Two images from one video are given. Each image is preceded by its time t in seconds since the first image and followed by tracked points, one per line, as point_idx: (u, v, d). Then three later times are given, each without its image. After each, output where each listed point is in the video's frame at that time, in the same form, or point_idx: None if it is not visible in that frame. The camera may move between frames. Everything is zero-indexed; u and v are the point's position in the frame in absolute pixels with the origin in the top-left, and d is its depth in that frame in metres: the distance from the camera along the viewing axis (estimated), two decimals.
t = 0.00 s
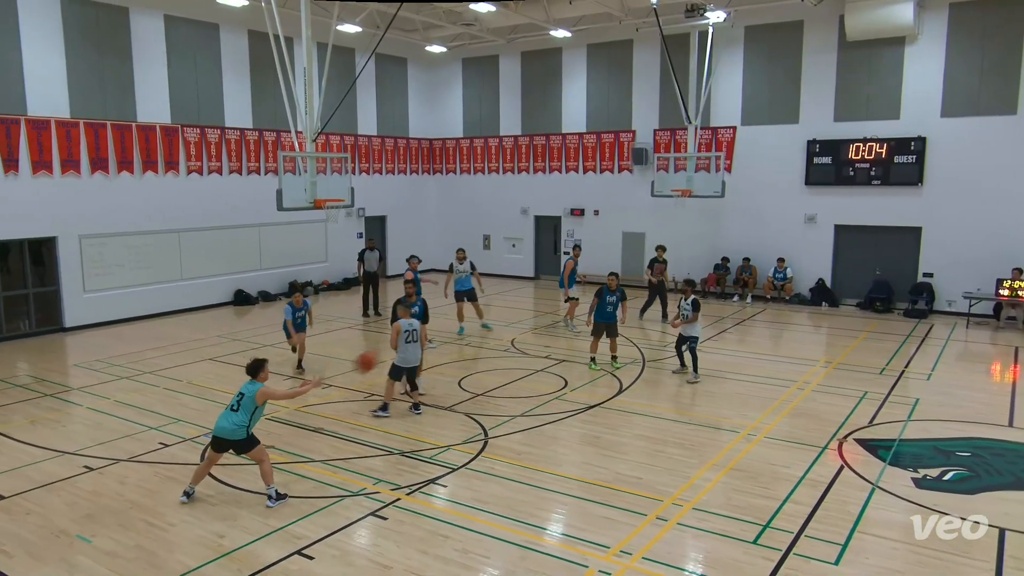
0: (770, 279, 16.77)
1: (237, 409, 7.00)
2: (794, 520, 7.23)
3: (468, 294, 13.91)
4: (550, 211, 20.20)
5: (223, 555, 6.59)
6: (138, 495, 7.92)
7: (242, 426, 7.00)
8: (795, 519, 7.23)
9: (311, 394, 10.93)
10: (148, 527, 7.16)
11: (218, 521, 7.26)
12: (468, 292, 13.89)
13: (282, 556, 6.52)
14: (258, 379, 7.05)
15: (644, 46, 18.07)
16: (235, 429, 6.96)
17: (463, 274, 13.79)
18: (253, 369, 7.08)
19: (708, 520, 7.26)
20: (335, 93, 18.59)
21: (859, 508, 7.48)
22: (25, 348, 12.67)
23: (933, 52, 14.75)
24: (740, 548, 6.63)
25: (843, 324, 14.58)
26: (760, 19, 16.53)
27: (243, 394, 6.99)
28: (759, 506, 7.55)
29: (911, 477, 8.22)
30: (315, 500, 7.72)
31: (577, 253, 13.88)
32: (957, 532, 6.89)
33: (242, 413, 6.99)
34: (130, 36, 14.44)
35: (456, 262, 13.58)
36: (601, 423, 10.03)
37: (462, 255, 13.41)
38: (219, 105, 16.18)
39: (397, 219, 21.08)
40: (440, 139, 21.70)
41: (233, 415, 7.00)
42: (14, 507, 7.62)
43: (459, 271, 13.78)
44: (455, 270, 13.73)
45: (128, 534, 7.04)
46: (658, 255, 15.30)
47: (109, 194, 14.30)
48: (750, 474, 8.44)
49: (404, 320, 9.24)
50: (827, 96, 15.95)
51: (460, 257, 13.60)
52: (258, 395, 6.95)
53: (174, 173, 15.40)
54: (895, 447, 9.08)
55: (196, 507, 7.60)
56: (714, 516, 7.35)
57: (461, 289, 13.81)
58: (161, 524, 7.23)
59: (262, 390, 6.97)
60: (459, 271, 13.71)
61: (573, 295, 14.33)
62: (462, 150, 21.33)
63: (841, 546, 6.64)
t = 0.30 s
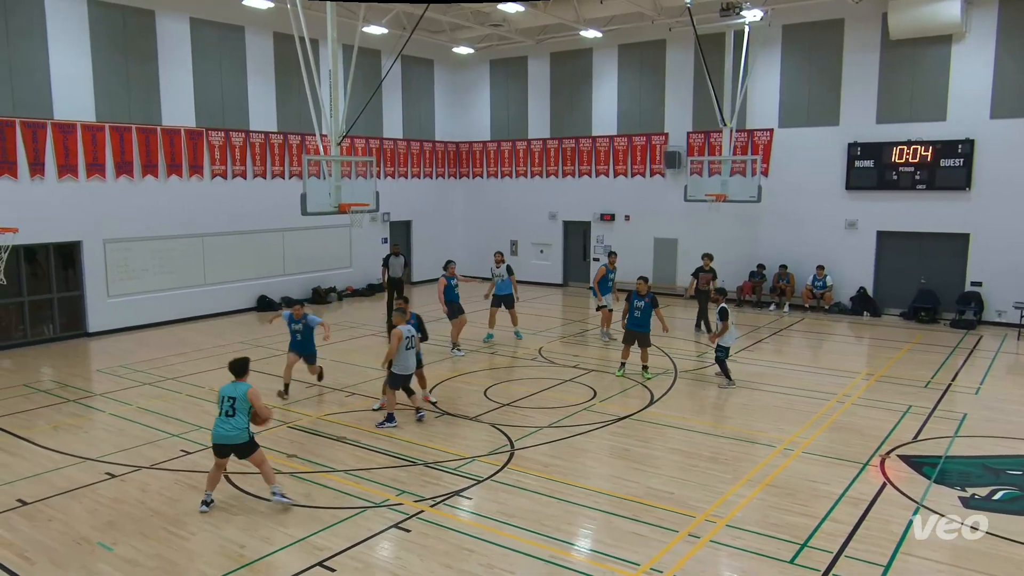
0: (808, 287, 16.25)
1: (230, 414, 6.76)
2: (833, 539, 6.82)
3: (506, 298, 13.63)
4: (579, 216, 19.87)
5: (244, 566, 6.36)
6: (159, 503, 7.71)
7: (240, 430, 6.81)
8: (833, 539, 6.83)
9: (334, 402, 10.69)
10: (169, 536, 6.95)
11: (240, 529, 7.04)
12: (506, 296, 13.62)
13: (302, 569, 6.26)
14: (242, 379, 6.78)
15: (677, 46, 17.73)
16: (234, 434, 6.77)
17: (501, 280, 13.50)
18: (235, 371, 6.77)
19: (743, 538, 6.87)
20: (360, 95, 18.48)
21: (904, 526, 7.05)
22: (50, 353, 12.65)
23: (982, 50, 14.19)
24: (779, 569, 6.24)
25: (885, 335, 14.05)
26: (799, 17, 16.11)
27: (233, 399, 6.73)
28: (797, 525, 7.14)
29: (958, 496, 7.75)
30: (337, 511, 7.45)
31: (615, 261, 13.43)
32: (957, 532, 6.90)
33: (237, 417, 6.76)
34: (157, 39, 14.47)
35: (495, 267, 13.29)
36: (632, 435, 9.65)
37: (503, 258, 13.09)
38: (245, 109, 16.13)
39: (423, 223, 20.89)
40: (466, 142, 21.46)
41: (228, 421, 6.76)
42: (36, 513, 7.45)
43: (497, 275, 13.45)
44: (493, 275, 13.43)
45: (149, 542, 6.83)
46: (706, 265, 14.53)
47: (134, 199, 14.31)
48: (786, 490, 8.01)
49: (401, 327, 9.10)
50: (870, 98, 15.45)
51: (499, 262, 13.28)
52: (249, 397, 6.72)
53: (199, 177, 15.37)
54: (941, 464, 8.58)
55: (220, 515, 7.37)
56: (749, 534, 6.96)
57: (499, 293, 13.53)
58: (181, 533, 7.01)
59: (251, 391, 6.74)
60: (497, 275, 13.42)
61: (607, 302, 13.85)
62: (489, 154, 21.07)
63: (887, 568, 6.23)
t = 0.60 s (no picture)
0: (846, 295, 15.77)
1: (243, 421, 6.58)
2: (873, 560, 6.44)
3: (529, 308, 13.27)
4: (607, 221, 19.54)
5: None
6: (179, 511, 7.48)
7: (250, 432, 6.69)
8: (873, 559, 6.45)
9: (356, 411, 10.46)
10: (188, 545, 6.73)
11: (261, 539, 6.80)
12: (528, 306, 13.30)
13: None
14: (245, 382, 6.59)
15: (710, 47, 17.42)
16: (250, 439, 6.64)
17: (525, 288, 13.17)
18: (237, 375, 6.54)
19: (778, 556, 6.51)
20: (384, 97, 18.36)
21: (947, 547, 6.65)
22: (71, 359, 12.60)
23: None
24: None
25: (927, 345, 13.54)
26: (837, 16, 15.71)
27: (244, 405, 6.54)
28: (834, 543, 6.76)
29: (1004, 515, 7.31)
30: (358, 522, 7.18)
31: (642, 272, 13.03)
32: (956, 531, 6.95)
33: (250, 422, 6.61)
34: (180, 42, 14.44)
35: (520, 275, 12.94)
36: (662, 448, 9.28)
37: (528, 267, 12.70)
38: (268, 112, 16.05)
39: (447, 227, 20.67)
40: (492, 145, 21.23)
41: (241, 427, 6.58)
42: (56, 521, 7.25)
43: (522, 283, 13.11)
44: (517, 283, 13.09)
45: (168, 551, 6.61)
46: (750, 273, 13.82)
47: (156, 203, 14.26)
48: (823, 507, 7.60)
49: (411, 332, 8.90)
50: (911, 99, 14.98)
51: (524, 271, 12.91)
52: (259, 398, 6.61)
53: (221, 181, 15.29)
54: (986, 482, 8.12)
55: (240, 524, 7.12)
56: (783, 552, 6.60)
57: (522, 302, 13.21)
58: (200, 542, 6.79)
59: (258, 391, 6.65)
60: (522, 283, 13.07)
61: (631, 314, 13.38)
62: (515, 157, 20.83)
63: None
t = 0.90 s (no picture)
0: (877, 303, 15.39)
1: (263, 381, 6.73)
2: None
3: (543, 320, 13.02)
4: (629, 225, 19.25)
5: None
6: (193, 518, 7.28)
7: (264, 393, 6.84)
8: None
9: (372, 419, 10.24)
10: (203, 553, 6.54)
11: (275, 549, 6.59)
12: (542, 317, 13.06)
13: None
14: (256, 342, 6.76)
15: (736, 47, 17.16)
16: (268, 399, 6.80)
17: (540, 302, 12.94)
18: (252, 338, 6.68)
19: (808, 573, 6.21)
20: (403, 99, 18.24)
21: (986, 565, 6.32)
22: (88, 365, 12.53)
23: None
24: None
25: (962, 355, 13.15)
26: (869, 14, 15.39)
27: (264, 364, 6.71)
28: (868, 560, 6.44)
29: None
30: (374, 532, 6.95)
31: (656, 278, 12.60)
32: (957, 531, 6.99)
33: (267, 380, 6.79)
34: (198, 44, 14.38)
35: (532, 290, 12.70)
36: (687, 458, 8.97)
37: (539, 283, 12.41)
38: (285, 114, 15.96)
39: (466, 231, 20.48)
40: (512, 148, 21.04)
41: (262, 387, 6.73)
42: (72, 527, 7.08)
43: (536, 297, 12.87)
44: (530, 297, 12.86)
45: (181, 560, 6.42)
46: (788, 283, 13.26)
47: (172, 206, 14.19)
48: (855, 521, 7.27)
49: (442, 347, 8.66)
50: (946, 99, 14.62)
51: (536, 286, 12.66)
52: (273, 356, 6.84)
53: (238, 184, 15.19)
54: None
55: (256, 533, 6.91)
56: (814, 568, 6.30)
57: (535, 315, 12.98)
58: (214, 551, 6.59)
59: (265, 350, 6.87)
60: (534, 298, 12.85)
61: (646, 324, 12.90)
62: (536, 161, 20.63)
63: None
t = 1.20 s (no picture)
0: (900, 309, 15.12)
1: (279, 426, 6.56)
2: None
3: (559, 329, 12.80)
4: (646, 228, 19.06)
5: None
6: (202, 524, 7.14)
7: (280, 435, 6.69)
8: None
9: (384, 425, 10.09)
10: (213, 560, 6.40)
11: (285, 556, 6.44)
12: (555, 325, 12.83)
13: None
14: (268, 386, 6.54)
15: (754, 47, 16.97)
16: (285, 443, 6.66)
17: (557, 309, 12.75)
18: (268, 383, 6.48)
19: None
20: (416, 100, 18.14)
21: None
22: (99, 368, 12.47)
23: None
24: None
25: (988, 361, 12.87)
26: (891, 12, 15.18)
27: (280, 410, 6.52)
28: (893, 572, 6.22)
29: None
30: (385, 539, 6.78)
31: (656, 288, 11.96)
32: (957, 531, 7.01)
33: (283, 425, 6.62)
34: (211, 46, 14.34)
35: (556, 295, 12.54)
36: (704, 466, 8.75)
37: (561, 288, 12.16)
38: (298, 116, 15.89)
39: (479, 235, 20.35)
40: (526, 150, 20.90)
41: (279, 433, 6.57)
42: (81, 532, 6.96)
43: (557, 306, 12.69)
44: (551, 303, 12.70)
45: (191, 566, 6.28)
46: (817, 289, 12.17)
47: (184, 209, 14.13)
48: (879, 532, 7.04)
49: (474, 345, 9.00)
50: (971, 99, 14.38)
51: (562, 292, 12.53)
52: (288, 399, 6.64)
53: (249, 186, 15.12)
54: None
55: (266, 539, 6.77)
56: None
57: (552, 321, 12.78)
58: (224, 558, 6.44)
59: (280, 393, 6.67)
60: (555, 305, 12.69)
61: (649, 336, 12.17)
62: (550, 163, 20.48)
63: None
